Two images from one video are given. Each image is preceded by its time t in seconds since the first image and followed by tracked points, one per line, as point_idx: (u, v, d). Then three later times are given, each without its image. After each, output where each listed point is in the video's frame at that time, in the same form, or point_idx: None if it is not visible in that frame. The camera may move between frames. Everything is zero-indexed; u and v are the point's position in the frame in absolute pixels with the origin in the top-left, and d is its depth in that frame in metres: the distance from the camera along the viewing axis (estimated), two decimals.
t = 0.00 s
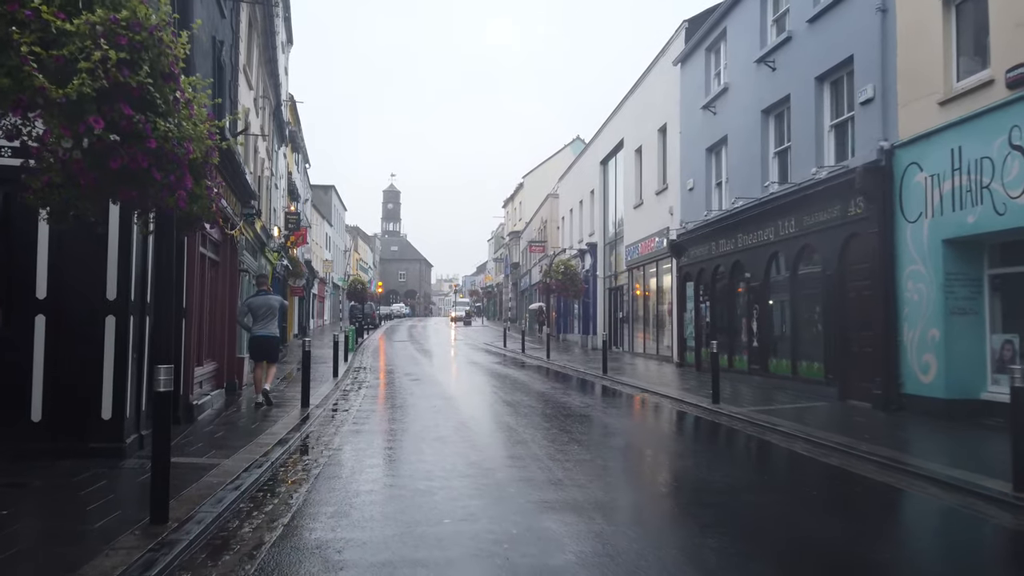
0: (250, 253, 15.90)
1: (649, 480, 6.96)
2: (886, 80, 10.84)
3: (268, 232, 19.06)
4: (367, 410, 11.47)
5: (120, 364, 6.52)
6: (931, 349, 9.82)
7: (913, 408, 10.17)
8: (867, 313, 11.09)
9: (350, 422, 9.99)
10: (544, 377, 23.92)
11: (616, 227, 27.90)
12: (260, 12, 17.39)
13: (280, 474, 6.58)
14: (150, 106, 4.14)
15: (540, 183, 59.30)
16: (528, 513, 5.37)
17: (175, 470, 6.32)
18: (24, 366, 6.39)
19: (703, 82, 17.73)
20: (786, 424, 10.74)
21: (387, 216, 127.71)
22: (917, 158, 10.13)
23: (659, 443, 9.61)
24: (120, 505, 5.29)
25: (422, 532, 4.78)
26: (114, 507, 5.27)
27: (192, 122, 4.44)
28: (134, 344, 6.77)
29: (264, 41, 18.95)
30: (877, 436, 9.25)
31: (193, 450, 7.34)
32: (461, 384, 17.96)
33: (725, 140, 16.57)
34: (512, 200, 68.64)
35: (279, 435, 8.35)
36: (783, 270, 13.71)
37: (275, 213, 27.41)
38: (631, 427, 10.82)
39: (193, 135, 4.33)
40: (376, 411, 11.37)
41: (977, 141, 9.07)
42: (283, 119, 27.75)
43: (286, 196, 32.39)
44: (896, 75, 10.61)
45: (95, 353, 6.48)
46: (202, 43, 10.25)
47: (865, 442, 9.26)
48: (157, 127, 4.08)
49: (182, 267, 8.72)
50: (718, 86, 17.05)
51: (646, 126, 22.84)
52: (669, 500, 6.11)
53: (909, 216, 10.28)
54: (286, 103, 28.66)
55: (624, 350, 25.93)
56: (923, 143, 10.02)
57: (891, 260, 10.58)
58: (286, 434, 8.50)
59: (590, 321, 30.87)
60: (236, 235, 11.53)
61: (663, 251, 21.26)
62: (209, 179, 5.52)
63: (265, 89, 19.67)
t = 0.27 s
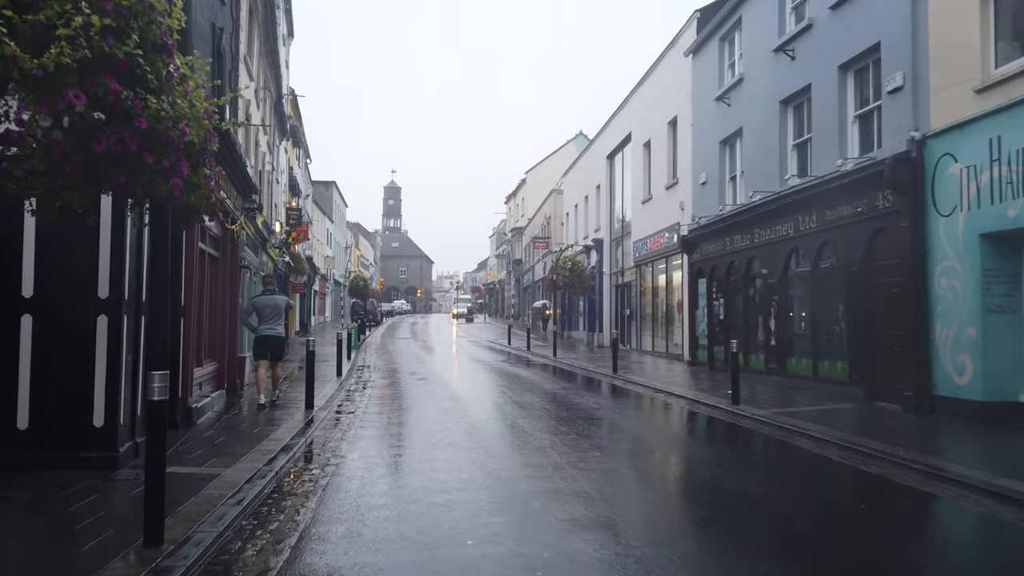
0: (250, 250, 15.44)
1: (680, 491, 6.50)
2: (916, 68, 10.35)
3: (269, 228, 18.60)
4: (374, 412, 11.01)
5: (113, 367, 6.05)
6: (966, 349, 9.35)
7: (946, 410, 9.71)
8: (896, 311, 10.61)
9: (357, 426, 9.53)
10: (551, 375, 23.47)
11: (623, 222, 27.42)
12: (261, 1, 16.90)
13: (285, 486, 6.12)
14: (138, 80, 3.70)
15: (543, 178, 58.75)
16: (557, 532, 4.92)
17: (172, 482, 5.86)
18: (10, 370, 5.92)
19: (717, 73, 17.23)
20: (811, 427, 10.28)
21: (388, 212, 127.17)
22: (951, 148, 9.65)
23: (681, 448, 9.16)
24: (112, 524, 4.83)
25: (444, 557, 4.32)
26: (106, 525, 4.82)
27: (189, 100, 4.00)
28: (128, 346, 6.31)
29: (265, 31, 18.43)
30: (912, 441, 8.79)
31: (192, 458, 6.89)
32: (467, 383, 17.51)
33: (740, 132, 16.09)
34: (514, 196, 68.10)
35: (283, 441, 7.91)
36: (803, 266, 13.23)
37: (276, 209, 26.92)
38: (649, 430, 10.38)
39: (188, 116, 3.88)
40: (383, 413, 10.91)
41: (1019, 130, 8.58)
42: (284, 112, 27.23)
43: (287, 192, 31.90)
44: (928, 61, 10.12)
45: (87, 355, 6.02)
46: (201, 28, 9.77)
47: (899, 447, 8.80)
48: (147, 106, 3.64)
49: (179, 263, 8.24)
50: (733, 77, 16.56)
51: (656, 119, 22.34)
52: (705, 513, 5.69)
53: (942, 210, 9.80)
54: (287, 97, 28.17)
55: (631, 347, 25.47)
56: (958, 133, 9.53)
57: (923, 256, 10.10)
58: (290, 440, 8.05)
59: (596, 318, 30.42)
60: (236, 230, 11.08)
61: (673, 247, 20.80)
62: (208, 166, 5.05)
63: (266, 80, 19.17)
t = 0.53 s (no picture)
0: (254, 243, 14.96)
1: (719, 501, 5.98)
2: (956, 49, 9.79)
3: (274, 222, 18.13)
4: (383, 412, 10.50)
5: (104, 365, 5.57)
6: (1012, 347, 8.80)
7: (989, 411, 9.16)
8: (934, 307, 10.06)
9: (366, 427, 9.03)
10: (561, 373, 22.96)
11: (634, 217, 26.86)
12: None
13: (290, 495, 5.62)
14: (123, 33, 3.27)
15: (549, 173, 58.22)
16: (594, 551, 4.40)
17: (168, 491, 5.37)
18: None
19: (735, 61, 16.68)
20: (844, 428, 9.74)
21: (392, 209, 126.69)
22: (995, 133, 9.07)
23: (710, 451, 8.63)
24: (102, 540, 4.34)
25: None
26: (92, 543, 4.33)
27: (181, 58, 3.56)
28: (121, 342, 5.83)
29: (269, 19, 17.93)
30: (957, 444, 8.24)
31: (191, 463, 6.40)
32: (477, 381, 17.00)
33: (760, 121, 15.54)
34: (520, 192, 67.55)
35: (288, 444, 7.41)
36: (830, 260, 12.68)
37: (280, 203, 26.45)
38: (673, 431, 9.87)
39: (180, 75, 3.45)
40: (393, 412, 10.41)
41: None
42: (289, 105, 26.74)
43: (291, 186, 31.41)
44: (969, 42, 9.55)
45: (75, 352, 5.53)
46: (201, 7, 9.27)
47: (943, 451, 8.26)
48: (131, 60, 3.18)
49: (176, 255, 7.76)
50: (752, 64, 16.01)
51: (669, 110, 21.78)
52: (752, 527, 5.17)
53: (986, 199, 9.23)
54: (292, 89, 27.72)
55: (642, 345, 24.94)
56: (1003, 117, 8.96)
57: (963, 248, 9.54)
58: (296, 443, 7.55)
59: (605, 315, 29.89)
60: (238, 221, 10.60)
61: (687, 242, 20.26)
62: (204, 142, 4.57)
63: (270, 70, 18.68)
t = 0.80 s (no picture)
0: (252, 242, 14.47)
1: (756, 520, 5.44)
2: (990, 34, 9.26)
3: (272, 220, 17.64)
4: (386, 417, 9.99)
5: (82, 372, 5.07)
6: None
7: None
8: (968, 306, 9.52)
9: (369, 435, 8.50)
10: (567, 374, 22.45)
11: (640, 215, 26.32)
12: None
13: (287, 516, 5.12)
14: None
15: (552, 172, 57.74)
16: None
17: (151, 513, 4.87)
18: None
19: (749, 53, 16.16)
20: (874, 434, 9.20)
21: (393, 208, 126.20)
22: None
23: (734, 460, 8.10)
24: (75, 569, 3.84)
25: None
26: None
27: (154, 18, 3.09)
28: (102, 348, 5.33)
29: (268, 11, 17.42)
30: (999, 453, 7.71)
31: (179, 477, 5.90)
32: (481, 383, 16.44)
33: (776, 114, 15.02)
34: (522, 191, 67.05)
35: (286, 454, 6.91)
36: (852, 258, 12.14)
37: (280, 201, 25.97)
38: (692, 438, 9.36)
39: (154, 36, 3.01)
40: (396, 418, 9.88)
41: None
42: (288, 101, 26.24)
43: (291, 184, 30.96)
44: (1004, 26, 9.03)
45: (49, 359, 5.03)
46: None
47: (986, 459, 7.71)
48: (92, 16, 2.71)
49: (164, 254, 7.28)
50: (766, 56, 15.49)
51: (678, 105, 21.27)
52: (799, 551, 4.64)
53: None
54: (292, 85, 27.22)
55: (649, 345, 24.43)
56: None
57: (1000, 244, 9.00)
58: (294, 454, 7.04)
59: (610, 315, 29.38)
60: (234, 217, 10.11)
61: (697, 240, 19.75)
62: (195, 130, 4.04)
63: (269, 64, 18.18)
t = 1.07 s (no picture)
0: (250, 239, 13.97)
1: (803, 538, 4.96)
2: None
3: (272, 217, 17.14)
4: (390, 421, 9.49)
5: (58, 377, 4.58)
6: None
7: None
8: (1005, 304, 9.03)
9: (373, 441, 8.00)
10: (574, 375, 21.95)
11: (647, 212, 25.81)
12: None
13: (285, 538, 4.61)
14: None
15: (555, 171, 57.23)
16: None
17: (136, 534, 4.38)
18: None
19: (763, 44, 15.66)
20: (908, 439, 8.71)
21: (394, 207, 125.68)
22: None
23: (763, 466, 7.62)
24: None
25: None
26: None
27: None
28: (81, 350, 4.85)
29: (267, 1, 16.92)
30: None
31: (169, 492, 5.40)
32: (488, 384, 15.94)
33: (793, 106, 14.52)
34: (524, 189, 66.54)
35: (286, 465, 6.42)
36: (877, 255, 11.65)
37: (280, 199, 25.48)
38: (715, 443, 8.88)
39: None
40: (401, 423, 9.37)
41: None
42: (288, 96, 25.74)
43: (291, 182, 30.47)
44: None
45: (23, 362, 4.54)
46: None
47: None
48: None
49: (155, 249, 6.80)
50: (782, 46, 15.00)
51: (687, 99, 20.77)
52: None
53: None
54: (292, 80, 26.73)
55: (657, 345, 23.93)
56: None
57: None
58: (294, 464, 6.53)
59: (616, 314, 28.89)
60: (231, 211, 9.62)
61: (708, 237, 19.25)
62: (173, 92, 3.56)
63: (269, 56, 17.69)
